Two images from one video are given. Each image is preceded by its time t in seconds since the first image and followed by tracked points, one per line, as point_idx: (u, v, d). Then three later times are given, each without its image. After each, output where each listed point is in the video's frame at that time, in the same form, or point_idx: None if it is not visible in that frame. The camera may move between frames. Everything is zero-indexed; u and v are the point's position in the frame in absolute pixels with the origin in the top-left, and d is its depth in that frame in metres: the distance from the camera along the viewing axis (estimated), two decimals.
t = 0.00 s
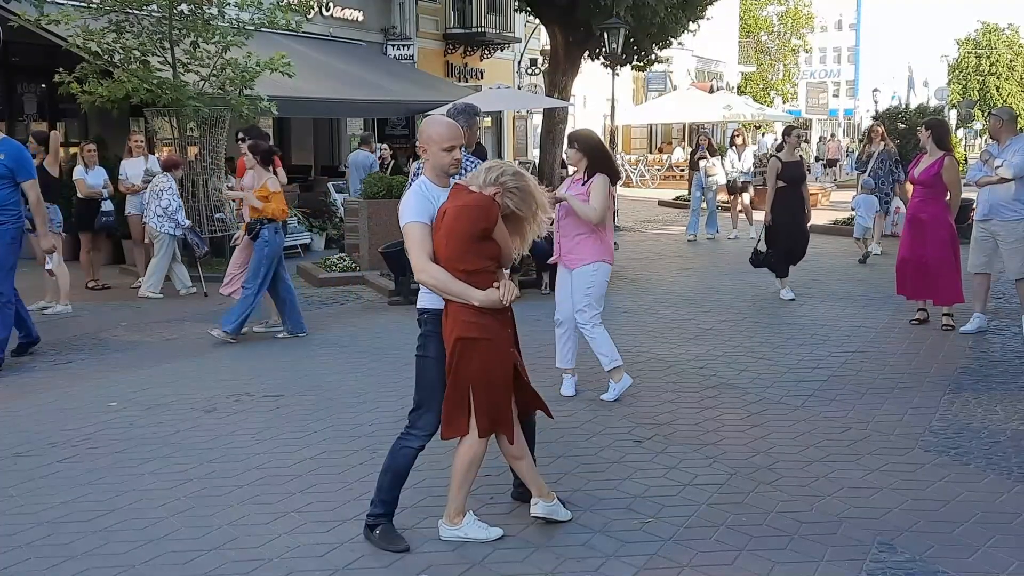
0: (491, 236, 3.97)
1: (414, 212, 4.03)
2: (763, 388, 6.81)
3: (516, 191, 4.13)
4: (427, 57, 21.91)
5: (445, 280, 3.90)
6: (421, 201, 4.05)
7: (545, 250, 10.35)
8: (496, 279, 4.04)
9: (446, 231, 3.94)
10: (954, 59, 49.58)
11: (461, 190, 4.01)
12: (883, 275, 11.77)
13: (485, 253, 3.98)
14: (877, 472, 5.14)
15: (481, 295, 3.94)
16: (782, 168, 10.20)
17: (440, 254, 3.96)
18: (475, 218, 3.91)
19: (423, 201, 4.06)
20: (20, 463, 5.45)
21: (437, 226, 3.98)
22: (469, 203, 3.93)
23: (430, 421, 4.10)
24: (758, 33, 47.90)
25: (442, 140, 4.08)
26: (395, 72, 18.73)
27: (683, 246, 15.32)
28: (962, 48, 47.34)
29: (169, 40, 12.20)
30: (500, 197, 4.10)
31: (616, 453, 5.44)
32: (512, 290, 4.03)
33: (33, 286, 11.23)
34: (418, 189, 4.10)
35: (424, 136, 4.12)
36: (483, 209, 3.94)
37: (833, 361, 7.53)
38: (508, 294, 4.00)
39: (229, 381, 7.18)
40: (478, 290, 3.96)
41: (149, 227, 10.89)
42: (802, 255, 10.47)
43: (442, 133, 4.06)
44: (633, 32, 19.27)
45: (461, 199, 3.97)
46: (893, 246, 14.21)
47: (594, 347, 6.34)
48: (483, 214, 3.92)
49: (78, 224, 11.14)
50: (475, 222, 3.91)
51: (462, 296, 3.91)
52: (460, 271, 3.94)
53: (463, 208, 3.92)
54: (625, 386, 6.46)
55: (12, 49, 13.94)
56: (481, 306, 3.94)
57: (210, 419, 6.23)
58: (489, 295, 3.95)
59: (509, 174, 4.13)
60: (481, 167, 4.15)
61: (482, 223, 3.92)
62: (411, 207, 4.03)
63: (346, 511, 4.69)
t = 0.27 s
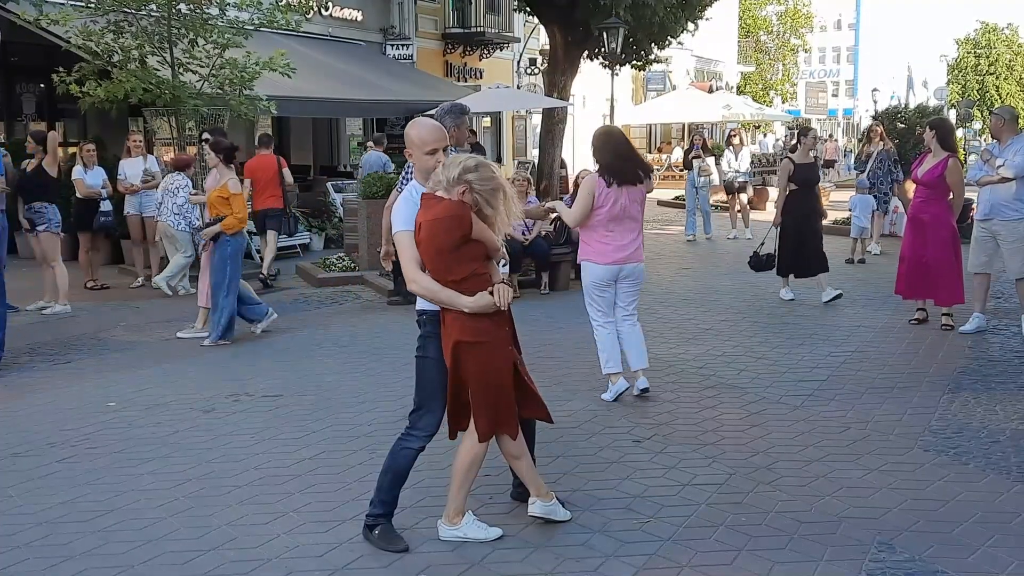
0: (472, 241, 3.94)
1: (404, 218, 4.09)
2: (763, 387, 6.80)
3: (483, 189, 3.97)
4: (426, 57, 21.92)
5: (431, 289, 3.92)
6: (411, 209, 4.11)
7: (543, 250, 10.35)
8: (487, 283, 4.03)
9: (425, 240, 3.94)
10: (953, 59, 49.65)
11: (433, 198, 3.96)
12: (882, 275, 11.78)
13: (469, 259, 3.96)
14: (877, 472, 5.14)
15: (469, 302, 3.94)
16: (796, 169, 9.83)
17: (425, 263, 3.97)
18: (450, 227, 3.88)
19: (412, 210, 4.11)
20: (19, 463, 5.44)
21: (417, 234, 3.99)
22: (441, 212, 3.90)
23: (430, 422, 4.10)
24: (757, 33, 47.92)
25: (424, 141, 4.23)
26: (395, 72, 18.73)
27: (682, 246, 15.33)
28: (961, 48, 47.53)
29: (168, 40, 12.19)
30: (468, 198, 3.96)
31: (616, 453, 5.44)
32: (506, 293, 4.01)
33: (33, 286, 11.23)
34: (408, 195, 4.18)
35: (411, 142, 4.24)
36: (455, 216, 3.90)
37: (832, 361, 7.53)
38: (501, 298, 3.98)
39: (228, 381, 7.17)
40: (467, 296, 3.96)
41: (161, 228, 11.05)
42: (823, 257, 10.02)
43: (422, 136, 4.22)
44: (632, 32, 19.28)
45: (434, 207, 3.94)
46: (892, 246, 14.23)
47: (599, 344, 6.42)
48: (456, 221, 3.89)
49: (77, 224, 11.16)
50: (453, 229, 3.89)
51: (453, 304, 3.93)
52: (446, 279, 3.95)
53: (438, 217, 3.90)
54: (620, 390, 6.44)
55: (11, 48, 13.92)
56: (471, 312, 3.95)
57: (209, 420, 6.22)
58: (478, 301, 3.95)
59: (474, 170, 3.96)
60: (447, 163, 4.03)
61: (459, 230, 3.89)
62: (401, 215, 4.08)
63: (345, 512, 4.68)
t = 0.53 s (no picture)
0: (456, 246, 3.94)
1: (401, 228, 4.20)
2: (762, 387, 6.80)
3: (446, 199, 3.91)
4: (425, 57, 21.91)
5: (424, 297, 3.96)
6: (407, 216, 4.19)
7: (542, 250, 10.34)
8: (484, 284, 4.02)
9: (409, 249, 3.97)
10: (952, 60, 49.69)
11: (407, 211, 3.97)
12: (881, 275, 11.78)
13: (457, 263, 3.96)
14: (876, 472, 5.15)
15: (462, 306, 3.94)
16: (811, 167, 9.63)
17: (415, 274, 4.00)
18: (427, 238, 3.89)
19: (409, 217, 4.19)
20: (18, 463, 5.44)
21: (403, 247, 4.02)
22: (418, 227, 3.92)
23: (430, 422, 4.10)
24: (756, 33, 47.93)
25: (413, 146, 4.38)
26: (394, 72, 18.73)
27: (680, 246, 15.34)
28: (960, 49, 47.55)
29: (167, 40, 12.18)
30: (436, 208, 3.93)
31: (614, 453, 5.44)
32: (502, 294, 3.99)
33: (32, 286, 11.22)
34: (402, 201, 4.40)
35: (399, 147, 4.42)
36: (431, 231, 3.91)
37: (831, 361, 7.54)
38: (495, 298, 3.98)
39: (227, 381, 7.17)
40: (460, 300, 3.97)
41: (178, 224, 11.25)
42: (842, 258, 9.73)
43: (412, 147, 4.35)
44: (631, 32, 19.28)
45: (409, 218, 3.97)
46: (891, 246, 14.24)
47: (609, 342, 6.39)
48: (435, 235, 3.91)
49: (78, 224, 11.19)
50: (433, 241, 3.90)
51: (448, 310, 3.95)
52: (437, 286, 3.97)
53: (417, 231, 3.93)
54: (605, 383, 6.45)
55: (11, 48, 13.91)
56: (465, 314, 3.94)
57: (208, 420, 6.22)
58: (470, 304, 3.94)
59: (436, 177, 3.91)
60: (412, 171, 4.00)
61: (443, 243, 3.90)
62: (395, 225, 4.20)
63: (343, 512, 4.68)
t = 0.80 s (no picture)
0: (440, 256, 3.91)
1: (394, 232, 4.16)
2: (760, 387, 6.81)
3: (408, 214, 3.88)
4: (424, 57, 21.90)
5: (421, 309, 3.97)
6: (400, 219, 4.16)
7: (541, 250, 10.34)
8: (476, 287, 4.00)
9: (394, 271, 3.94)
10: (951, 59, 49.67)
11: (381, 239, 3.94)
12: (880, 276, 11.78)
13: (446, 272, 3.94)
14: (875, 472, 5.14)
15: (454, 311, 3.93)
16: (825, 167, 9.34)
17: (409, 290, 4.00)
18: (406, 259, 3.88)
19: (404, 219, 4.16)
20: (16, 464, 5.43)
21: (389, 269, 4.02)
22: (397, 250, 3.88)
23: (428, 423, 4.10)
24: (755, 33, 47.91)
25: (402, 150, 4.17)
26: (393, 72, 18.71)
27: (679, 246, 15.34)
28: (959, 49, 47.53)
29: (165, 40, 12.16)
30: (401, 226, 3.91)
31: (613, 453, 5.44)
32: (493, 294, 3.99)
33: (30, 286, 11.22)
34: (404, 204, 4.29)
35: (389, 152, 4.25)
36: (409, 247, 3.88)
37: (829, 361, 7.53)
38: (487, 299, 3.96)
39: (226, 381, 7.17)
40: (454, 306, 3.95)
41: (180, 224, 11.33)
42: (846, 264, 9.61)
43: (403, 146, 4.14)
44: (630, 32, 19.26)
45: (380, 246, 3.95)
46: (890, 246, 14.24)
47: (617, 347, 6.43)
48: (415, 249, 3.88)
49: (77, 224, 11.21)
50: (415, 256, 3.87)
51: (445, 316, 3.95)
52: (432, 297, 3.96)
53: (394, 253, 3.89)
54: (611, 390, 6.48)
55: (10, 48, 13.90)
56: (457, 318, 3.93)
57: (206, 420, 6.22)
58: (462, 308, 3.93)
59: (394, 197, 3.87)
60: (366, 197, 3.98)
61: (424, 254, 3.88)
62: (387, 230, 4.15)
63: (341, 512, 4.68)
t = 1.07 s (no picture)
0: (428, 274, 3.88)
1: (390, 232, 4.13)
2: (758, 387, 6.81)
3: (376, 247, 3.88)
4: (422, 56, 21.91)
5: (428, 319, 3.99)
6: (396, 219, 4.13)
7: (539, 250, 10.34)
8: (468, 288, 3.96)
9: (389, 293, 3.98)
10: (949, 59, 49.69)
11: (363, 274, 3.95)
12: (878, 275, 11.79)
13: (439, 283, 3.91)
14: (872, 472, 5.15)
15: (447, 318, 3.93)
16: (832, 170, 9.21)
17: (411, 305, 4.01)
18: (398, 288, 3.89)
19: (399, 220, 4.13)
20: (13, 463, 5.43)
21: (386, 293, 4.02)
22: (384, 281, 3.91)
23: (426, 422, 4.10)
24: (753, 33, 47.93)
25: (394, 152, 4.08)
26: (391, 71, 18.71)
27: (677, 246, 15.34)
28: (957, 49, 47.65)
29: (163, 39, 12.15)
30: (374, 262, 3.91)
31: (610, 453, 5.44)
32: (484, 297, 3.94)
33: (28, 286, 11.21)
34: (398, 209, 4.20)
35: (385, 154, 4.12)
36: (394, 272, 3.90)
37: (827, 361, 7.54)
38: (480, 302, 3.94)
39: (223, 380, 7.17)
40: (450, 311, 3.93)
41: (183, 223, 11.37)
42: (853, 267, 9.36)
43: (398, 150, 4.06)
44: (629, 31, 19.25)
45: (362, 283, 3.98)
46: (887, 246, 14.25)
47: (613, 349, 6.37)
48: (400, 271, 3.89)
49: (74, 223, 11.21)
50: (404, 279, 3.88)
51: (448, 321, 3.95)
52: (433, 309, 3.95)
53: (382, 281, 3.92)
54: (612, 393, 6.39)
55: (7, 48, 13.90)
56: (450, 323, 3.92)
57: (203, 419, 6.21)
58: (455, 314, 3.91)
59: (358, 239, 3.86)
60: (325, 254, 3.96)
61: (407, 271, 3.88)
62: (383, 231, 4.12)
63: (339, 512, 4.67)
